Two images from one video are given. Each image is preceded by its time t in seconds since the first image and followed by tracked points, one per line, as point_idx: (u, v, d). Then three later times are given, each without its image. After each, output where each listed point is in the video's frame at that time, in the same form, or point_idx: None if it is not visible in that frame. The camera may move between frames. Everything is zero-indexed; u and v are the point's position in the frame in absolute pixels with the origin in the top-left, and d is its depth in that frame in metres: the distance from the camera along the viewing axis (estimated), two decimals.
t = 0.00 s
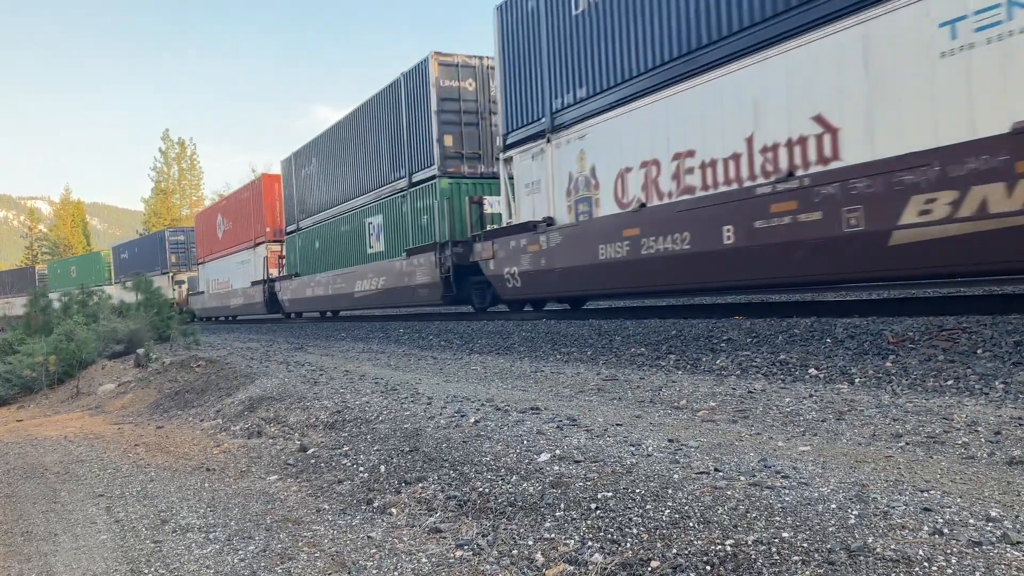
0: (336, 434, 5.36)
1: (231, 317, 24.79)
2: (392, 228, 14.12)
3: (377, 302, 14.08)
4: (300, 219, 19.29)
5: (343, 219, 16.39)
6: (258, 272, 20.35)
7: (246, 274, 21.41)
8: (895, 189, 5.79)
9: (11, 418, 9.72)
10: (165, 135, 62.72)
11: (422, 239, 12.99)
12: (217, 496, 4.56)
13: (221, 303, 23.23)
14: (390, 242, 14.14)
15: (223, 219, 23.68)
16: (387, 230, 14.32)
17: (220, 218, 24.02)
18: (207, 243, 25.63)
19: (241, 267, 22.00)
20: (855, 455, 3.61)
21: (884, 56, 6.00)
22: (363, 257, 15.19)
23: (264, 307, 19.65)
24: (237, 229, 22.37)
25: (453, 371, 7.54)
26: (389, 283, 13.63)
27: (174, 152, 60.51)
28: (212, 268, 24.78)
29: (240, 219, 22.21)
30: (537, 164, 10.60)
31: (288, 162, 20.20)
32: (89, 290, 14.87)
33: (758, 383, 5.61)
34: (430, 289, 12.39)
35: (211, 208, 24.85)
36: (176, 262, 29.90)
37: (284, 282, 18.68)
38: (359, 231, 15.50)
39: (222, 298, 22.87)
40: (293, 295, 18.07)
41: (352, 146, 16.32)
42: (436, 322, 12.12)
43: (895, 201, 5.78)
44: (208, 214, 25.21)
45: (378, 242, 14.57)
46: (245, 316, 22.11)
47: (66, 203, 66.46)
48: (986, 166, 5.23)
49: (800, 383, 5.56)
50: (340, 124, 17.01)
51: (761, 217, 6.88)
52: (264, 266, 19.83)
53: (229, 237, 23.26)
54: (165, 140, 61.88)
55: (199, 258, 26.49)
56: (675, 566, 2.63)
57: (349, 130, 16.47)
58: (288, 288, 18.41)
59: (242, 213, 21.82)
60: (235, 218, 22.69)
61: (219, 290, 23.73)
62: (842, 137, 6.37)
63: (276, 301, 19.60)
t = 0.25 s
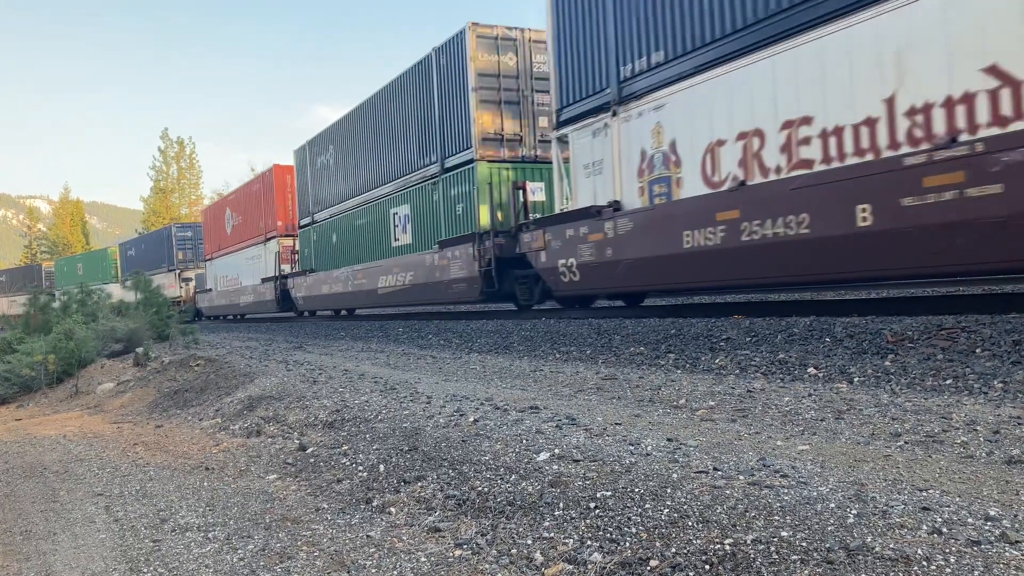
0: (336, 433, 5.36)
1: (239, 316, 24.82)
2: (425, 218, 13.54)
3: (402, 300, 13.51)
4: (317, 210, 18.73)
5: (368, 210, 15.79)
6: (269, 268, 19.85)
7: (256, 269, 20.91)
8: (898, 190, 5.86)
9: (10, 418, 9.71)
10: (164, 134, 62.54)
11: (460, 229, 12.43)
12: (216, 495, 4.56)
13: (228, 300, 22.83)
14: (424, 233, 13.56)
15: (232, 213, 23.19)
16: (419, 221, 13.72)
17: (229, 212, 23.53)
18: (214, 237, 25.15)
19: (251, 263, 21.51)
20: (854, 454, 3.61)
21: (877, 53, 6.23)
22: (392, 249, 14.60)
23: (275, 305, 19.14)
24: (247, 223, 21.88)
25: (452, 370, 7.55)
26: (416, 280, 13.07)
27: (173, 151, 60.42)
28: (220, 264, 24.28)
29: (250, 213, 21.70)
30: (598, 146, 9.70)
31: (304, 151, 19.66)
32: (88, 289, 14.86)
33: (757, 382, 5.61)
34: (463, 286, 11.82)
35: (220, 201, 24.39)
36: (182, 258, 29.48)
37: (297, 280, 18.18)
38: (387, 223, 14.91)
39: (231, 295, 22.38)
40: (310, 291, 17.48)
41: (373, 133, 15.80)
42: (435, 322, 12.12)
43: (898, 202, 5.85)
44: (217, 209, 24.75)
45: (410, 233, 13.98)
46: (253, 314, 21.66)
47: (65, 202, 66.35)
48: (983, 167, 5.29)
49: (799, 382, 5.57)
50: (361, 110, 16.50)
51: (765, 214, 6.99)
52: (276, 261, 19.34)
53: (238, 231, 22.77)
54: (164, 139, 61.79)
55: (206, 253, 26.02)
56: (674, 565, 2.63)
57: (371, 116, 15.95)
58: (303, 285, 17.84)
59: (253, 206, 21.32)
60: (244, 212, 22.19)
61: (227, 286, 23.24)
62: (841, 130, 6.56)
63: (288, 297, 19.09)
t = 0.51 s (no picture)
0: (334, 433, 5.36)
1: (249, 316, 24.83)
2: (460, 206, 12.54)
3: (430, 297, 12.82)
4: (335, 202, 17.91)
5: (393, 200, 14.85)
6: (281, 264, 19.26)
7: (268, 265, 20.32)
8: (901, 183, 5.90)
9: (9, 418, 9.70)
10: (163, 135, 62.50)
11: (501, 217, 11.44)
12: (215, 495, 4.56)
13: (234, 300, 22.39)
14: (458, 222, 12.60)
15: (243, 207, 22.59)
16: (453, 210, 12.76)
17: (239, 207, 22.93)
18: (224, 233, 24.56)
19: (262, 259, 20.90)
20: (852, 454, 3.61)
21: (882, 51, 6.21)
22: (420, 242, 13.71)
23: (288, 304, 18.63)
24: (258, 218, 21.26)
25: (451, 370, 7.56)
26: (446, 276, 12.32)
27: (172, 151, 60.32)
28: (230, 261, 23.68)
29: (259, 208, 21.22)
30: (680, 117, 8.47)
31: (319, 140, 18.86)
32: (87, 289, 14.86)
33: (756, 382, 5.62)
34: (502, 281, 11.03)
35: (231, 195, 23.81)
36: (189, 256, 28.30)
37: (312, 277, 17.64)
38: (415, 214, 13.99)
39: (240, 293, 21.81)
40: (329, 288, 16.81)
41: (392, 119, 15.01)
42: (434, 322, 12.12)
43: (898, 196, 5.88)
44: (227, 203, 24.18)
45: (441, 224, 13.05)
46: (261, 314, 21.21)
47: (64, 202, 66.27)
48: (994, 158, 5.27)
49: (797, 382, 5.57)
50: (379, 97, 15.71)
51: (768, 205, 7.04)
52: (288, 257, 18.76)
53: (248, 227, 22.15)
54: (163, 139, 61.71)
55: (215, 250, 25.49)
56: (672, 565, 2.63)
57: (390, 102, 15.14)
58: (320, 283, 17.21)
59: (264, 200, 20.68)
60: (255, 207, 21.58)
61: (237, 284, 22.65)
62: (846, 124, 6.57)
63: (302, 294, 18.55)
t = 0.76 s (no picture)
0: (333, 433, 5.36)
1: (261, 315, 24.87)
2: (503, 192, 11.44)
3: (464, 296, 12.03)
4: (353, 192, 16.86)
5: (420, 190, 13.83)
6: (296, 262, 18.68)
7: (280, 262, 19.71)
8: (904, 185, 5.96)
9: (7, 419, 9.68)
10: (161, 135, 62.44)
11: (554, 204, 10.37)
12: (213, 496, 4.56)
13: (242, 299, 21.87)
14: (500, 209, 11.52)
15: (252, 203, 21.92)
16: (494, 196, 11.65)
17: (247, 202, 22.25)
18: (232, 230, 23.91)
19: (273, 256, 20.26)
20: (851, 455, 3.61)
21: (894, 47, 6.25)
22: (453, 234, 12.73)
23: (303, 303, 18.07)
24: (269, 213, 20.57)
25: (450, 371, 7.56)
26: (486, 270, 11.37)
27: (170, 152, 60.27)
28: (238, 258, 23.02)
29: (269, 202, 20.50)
30: (791, 80, 7.27)
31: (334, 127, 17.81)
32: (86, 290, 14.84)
33: (754, 382, 5.63)
34: (555, 277, 10.01)
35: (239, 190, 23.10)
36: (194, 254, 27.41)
37: (328, 274, 17.00)
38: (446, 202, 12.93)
39: (249, 291, 21.20)
40: (348, 286, 16.13)
41: (416, 102, 13.94)
42: (433, 322, 12.13)
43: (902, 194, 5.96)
44: (235, 198, 23.48)
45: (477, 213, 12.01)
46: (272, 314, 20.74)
47: (62, 203, 66.21)
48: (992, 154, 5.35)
49: (796, 382, 5.58)
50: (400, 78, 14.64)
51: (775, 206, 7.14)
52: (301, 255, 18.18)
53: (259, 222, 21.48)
54: (162, 139, 61.64)
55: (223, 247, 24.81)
56: (671, 565, 2.63)
57: (413, 84, 14.05)
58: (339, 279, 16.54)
59: (276, 195, 20.00)
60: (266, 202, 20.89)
61: (246, 282, 22.00)
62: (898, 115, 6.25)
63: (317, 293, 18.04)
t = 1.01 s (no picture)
0: (332, 434, 5.36)
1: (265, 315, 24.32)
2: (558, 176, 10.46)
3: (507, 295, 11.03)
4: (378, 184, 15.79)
5: (457, 177, 12.80)
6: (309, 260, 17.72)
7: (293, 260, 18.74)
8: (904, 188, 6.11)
9: (5, 420, 9.67)
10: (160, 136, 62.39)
11: (623, 188, 9.41)
12: (212, 497, 4.55)
13: (253, 299, 21.01)
14: (556, 194, 10.50)
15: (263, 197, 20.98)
16: (547, 179, 10.66)
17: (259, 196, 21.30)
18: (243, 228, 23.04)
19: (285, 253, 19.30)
20: (850, 455, 3.61)
21: None
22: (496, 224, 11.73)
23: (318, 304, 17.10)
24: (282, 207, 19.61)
25: (449, 371, 7.56)
26: (536, 265, 10.34)
27: (168, 153, 60.23)
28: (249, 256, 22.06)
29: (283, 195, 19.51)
30: (947, 27, 6.07)
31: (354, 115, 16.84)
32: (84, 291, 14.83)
33: (754, 383, 5.63)
34: (621, 272, 8.93)
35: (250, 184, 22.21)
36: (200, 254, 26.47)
37: (347, 272, 16.03)
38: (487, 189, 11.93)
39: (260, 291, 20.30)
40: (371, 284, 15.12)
41: (450, 84, 12.98)
42: (432, 323, 12.12)
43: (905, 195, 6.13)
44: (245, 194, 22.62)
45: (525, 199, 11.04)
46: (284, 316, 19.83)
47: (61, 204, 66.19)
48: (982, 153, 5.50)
49: (795, 382, 5.58)
50: (428, 61, 13.73)
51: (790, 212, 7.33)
52: (317, 251, 17.18)
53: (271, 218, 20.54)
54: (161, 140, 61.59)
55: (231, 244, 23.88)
56: (670, 566, 2.63)
57: (446, 65, 13.14)
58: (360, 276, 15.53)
59: (289, 188, 19.04)
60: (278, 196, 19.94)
61: (258, 281, 21.04)
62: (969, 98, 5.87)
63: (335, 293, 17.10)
